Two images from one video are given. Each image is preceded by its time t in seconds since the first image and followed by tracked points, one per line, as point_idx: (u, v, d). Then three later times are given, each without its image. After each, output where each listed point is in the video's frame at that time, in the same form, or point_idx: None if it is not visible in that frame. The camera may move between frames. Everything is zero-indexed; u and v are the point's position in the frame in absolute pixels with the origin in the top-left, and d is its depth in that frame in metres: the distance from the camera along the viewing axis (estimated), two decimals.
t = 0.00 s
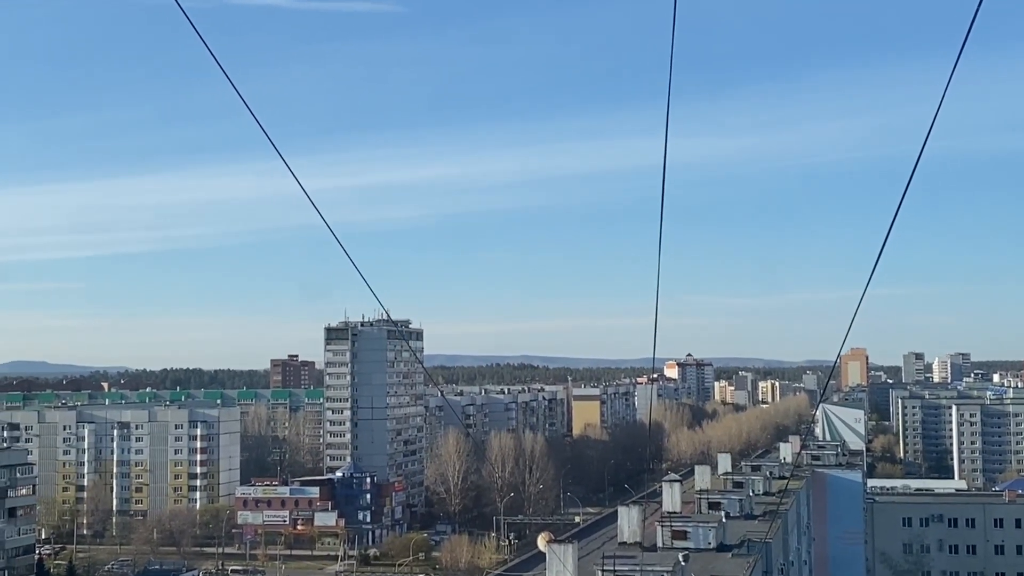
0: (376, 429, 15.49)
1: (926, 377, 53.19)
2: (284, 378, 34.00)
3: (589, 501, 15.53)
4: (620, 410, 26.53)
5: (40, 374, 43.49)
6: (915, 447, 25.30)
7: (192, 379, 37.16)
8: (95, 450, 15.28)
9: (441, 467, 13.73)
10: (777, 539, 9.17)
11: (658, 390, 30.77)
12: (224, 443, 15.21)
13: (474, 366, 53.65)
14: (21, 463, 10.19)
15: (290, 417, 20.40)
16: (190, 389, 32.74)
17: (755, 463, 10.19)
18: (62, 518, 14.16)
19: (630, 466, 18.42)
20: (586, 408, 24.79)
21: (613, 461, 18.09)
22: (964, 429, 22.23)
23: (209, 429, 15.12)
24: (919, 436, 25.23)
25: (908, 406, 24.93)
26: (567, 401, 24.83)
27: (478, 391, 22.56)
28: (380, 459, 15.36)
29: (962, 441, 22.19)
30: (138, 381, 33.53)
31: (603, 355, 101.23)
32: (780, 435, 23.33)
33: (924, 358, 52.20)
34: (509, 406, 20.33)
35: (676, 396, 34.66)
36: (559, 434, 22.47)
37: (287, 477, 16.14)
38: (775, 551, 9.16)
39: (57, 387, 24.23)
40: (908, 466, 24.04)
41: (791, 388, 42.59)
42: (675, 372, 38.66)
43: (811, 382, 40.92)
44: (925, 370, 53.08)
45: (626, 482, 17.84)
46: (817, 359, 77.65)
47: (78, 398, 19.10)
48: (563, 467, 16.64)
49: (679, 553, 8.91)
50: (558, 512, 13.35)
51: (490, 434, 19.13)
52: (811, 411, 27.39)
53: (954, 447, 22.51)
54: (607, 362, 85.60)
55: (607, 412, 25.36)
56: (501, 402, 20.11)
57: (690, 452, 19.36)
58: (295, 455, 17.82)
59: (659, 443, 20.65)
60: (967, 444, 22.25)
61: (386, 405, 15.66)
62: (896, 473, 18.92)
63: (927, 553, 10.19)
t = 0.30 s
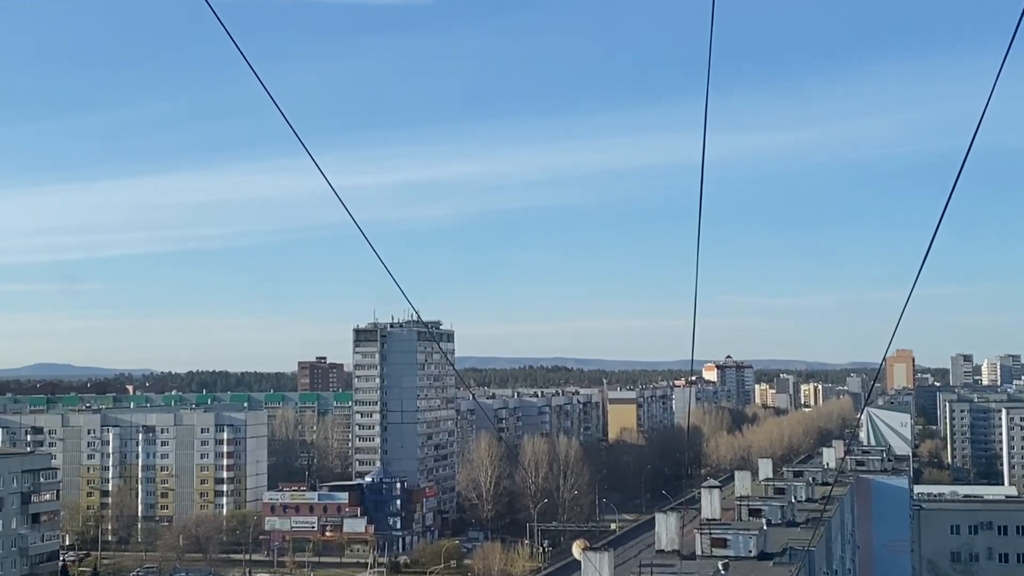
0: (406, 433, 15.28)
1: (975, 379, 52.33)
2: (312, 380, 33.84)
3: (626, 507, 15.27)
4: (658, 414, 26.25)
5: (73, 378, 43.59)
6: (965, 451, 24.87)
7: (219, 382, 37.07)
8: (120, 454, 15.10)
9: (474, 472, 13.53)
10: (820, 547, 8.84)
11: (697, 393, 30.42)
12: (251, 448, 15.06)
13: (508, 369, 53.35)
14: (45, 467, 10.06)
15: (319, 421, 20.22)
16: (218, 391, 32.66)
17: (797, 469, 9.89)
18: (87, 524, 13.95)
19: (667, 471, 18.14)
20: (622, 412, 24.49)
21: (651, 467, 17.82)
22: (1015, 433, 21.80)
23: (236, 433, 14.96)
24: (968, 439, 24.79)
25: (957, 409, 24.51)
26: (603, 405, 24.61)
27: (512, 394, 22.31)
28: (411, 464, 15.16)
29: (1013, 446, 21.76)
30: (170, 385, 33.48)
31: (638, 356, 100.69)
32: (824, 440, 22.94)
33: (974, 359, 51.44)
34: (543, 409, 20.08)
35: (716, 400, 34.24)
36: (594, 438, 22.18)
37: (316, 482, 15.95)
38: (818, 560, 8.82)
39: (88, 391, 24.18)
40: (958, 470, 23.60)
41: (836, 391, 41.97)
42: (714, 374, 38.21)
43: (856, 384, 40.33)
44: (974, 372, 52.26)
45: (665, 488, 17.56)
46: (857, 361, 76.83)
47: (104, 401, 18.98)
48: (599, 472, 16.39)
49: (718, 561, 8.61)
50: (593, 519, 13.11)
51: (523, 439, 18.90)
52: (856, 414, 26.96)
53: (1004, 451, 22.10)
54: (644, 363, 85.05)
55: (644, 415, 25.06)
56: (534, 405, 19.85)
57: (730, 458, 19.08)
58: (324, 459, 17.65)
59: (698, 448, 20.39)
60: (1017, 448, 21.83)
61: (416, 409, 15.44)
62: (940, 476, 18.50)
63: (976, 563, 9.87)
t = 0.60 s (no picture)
0: (437, 438, 15.09)
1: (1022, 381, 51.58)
2: (341, 383, 33.69)
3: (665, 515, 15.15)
4: (697, 418, 25.96)
5: (105, 380, 43.66)
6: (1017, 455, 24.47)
7: (246, 385, 36.98)
8: (146, 458, 14.93)
9: (508, 477, 13.44)
10: (866, 556, 8.51)
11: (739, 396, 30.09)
12: (279, 452, 14.80)
13: (542, 371, 53.00)
14: (70, 472, 9.89)
15: (348, 424, 20.06)
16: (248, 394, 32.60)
17: (842, 475, 9.60)
18: (112, 530, 14.00)
19: (705, 476, 17.93)
20: (660, 416, 24.22)
21: (690, 473, 17.62)
22: None
23: (265, 437, 14.74)
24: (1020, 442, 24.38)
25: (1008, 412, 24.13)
26: (640, 408, 24.36)
27: (546, 397, 22.05)
28: (443, 469, 14.98)
29: None
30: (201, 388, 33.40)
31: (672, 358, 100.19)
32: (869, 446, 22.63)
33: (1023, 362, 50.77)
34: (579, 413, 19.84)
35: (758, 403, 33.86)
36: (630, 443, 21.88)
37: (346, 487, 15.77)
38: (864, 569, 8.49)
39: (121, 394, 24.10)
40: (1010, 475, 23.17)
41: (882, 395, 41.40)
42: (756, 377, 37.72)
43: (902, 386, 39.77)
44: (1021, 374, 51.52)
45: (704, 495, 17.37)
46: (897, 363, 76.10)
47: (129, 405, 18.83)
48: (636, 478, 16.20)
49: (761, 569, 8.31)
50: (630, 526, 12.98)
51: (558, 442, 18.68)
52: (902, 419, 26.53)
53: None
54: (678, 364, 84.57)
55: (682, 419, 24.76)
56: (569, 408, 19.64)
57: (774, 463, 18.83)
58: (353, 464, 17.48)
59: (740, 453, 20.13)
60: None
61: (448, 412, 15.25)
62: (986, 481, 18.16)
63: None
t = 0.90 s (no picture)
0: (469, 441, 14.91)
1: None
2: (372, 385, 33.59)
3: (704, 521, 15.01)
4: (737, 420, 25.66)
5: (138, 381, 43.75)
6: None
7: (275, 386, 36.98)
8: (173, 461, 14.71)
9: (542, 482, 13.37)
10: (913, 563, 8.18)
11: (781, 399, 29.73)
12: (308, 455, 14.66)
13: (577, 373, 52.66)
14: (96, 476, 9.75)
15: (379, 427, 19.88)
16: (280, 395, 32.59)
17: (887, 480, 9.34)
18: (139, 534, 13.90)
19: (744, 481, 17.72)
20: (699, 418, 23.94)
21: (731, 478, 17.41)
22: None
23: (294, 441, 14.54)
24: None
25: None
26: (679, 410, 24.06)
27: (583, 399, 21.83)
28: (476, 473, 14.80)
29: None
30: (234, 391, 33.33)
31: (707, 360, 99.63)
32: (916, 450, 22.27)
33: None
34: (615, 416, 19.62)
35: (800, 406, 33.47)
36: (669, 446, 21.59)
37: (376, 491, 15.60)
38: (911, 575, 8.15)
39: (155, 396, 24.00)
40: None
41: (928, 398, 40.84)
42: (799, 379, 37.27)
43: (949, 388, 39.19)
44: None
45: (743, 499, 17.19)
46: (937, 365, 75.29)
47: (156, 407, 18.64)
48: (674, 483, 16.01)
49: None
50: (667, 533, 12.87)
51: (594, 446, 18.46)
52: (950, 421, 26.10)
53: None
54: (713, 366, 84.05)
55: (722, 422, 24.44)
56: (606, 411, 19.41)
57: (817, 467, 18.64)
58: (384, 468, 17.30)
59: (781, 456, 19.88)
60: None
61: (481, 414, 15.07)
62: None
63: None
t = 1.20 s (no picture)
0: (502, 444, 14.73)
1: None
2: (405, 386, 33.43)
3: (744, 525, 14.95)
4: (778, 422, 25.39)
5: (172, 382, 43.97)
6: None
7: (305, 387, 36.91)
8: (201, 464, 14.57)
9: (578, 485, 13.33)
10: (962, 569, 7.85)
11: (823, 400, 29.40)
12: (337, 457, 14.39)
13: (613, 375, 52.38)
14: (123, 479, 9.58)
15: (410, 429, 19.71)
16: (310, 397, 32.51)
17: (934, 484, 9.08)
18: (167, 538, 13.86)
19: (785, 484, 17.54)
20: (739, 420, 23.71)
21: (773, 481, 17.22)
22: None
23: (323, 442, 14.33)
24: None
25: None
26: (718, 413, 23.84)
27: (619, 401, 21.64)
28: (509, 477, 14.65)
29: None
30: (270, 394, 33.41)
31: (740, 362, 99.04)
32: (964, 453, 21.99)
33: None
34: (652, 418, 19.44)
35: (843, 408, 33.08)
36: (708, 449, 21.35)
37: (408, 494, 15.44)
38: None
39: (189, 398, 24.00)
40: None
41: (976, 399, 40.29)
42: (843, 380, 36.91)
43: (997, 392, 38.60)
44: None
45: (786, 501, 17.03)
46: (977, 366, 74.49)
47: (182, 408, 18.37)
48: (713, 487, 15.89)
49: None
50: (705, 537, 12.85)
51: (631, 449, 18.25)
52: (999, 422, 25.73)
53: None
54: (747, 368, 83.50)
55: (763, 424, 24.17)
56: (643, 413, 19.21)
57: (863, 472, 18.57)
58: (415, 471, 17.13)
59: (824, 460, 19.62)
60: None
61: (514, 416, 14.89)
62: None
63: None
